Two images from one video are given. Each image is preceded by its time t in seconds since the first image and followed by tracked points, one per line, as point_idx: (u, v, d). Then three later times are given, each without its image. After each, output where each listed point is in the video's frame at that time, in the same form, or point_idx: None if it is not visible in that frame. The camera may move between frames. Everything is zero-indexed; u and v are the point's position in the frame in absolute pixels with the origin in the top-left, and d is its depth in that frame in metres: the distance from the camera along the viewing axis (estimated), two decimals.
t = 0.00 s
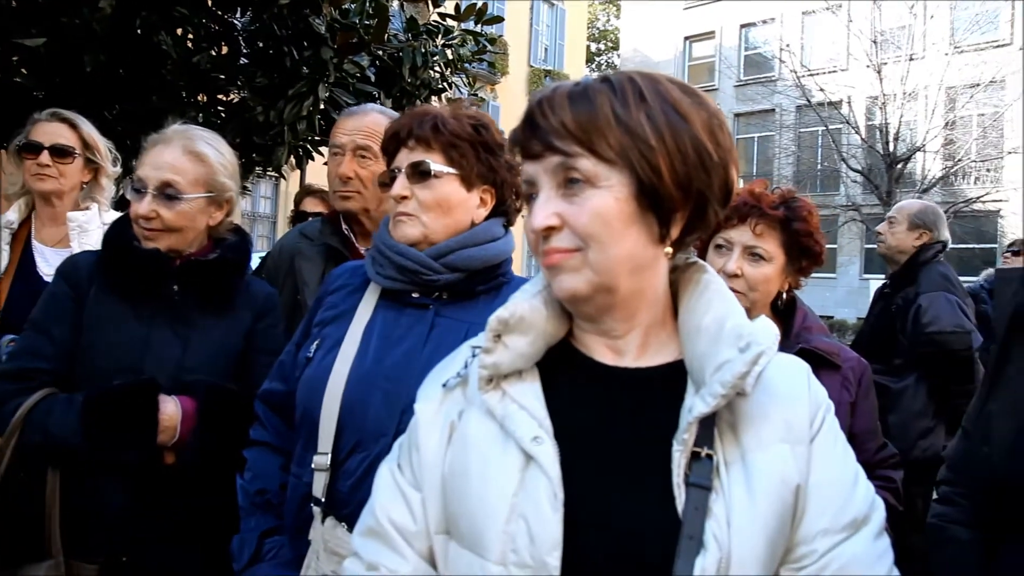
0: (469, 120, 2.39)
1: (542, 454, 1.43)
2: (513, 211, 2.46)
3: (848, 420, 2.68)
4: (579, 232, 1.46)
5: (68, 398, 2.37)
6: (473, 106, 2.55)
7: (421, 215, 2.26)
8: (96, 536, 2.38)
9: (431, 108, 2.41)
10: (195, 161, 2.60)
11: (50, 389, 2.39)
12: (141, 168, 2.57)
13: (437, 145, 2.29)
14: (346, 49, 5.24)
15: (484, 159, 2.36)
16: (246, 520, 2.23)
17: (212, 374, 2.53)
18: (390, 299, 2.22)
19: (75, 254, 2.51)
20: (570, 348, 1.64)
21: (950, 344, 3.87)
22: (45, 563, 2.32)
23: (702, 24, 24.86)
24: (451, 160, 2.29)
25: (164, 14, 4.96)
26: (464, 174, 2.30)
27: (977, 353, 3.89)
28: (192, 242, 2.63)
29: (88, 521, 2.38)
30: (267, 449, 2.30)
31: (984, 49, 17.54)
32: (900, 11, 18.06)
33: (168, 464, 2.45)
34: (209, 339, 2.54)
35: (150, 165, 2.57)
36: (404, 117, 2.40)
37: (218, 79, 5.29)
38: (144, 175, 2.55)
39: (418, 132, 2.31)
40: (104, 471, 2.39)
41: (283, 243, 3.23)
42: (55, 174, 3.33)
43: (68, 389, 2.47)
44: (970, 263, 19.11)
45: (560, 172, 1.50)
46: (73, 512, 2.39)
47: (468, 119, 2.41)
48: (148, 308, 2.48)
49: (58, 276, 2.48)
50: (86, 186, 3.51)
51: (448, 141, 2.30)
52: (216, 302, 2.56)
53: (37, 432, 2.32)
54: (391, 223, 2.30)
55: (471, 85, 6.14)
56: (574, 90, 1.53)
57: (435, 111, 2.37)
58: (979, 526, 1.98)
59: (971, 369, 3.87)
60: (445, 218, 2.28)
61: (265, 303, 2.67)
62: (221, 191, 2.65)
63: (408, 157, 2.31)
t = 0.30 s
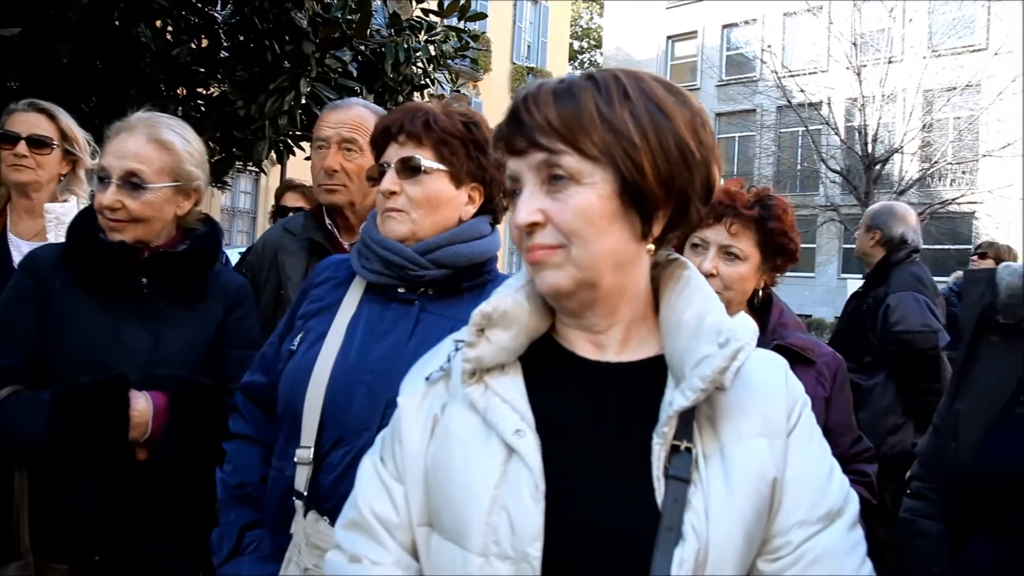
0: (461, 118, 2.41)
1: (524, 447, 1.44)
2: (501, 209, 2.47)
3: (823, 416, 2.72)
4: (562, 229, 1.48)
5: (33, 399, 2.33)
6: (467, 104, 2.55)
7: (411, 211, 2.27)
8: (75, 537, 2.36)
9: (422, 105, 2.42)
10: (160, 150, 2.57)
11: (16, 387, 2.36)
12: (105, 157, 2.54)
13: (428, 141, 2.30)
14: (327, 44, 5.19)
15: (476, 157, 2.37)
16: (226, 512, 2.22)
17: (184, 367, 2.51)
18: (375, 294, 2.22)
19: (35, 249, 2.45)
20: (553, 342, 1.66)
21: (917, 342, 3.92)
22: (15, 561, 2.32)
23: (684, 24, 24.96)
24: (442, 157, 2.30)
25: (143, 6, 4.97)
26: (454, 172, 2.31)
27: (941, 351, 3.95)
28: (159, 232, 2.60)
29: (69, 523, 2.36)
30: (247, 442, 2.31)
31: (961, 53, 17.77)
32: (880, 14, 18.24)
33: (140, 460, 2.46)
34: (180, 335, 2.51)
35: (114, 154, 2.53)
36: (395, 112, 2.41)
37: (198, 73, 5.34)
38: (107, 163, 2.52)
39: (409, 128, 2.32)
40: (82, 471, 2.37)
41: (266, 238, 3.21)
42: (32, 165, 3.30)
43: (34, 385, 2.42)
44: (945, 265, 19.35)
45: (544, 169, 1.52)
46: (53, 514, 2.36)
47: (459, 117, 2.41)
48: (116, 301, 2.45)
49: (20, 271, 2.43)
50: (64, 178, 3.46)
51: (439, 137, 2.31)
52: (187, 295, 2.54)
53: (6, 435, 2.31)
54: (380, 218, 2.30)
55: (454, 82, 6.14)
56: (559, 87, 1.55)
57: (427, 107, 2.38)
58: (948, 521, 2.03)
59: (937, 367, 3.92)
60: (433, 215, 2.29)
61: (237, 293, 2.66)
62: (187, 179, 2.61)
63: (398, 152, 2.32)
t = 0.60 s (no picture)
0: (438, 115, 2.42)
1: (503, 444, 1.47)
2: (478, 205, 2.50)
3: (796, 414, 2.76)
4: (540, 230, 1.51)
5: None
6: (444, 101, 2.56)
7: (388, 208, 2.29)
8: (75, 537, 2.36)
9: (398, 102, 2.42)
10: (121, 140, 2.47)
11: None
12: (62, 148, 2.44)
13: (405, 138, 2.31)
14: (308, 39, 5.22)
15: (452, 153, 2.39)
16: (203, 512, 2.23)
17: (147, 362, 2.45)
18: (354, 292, 2.24)
19: None
20: (532, 341, 1.68)
21: (869, 338, 3.98)
22: None
23: (663, 24, 25.07)
24: (418, 154, 2.32)
25: None
26: (430, 168, 2.33)
27: (896, 347, 3.99)
28: (120, 225, 2.50)
29: (69, 523, 2.35)
30: (223, 440, 2.31)
31: (934, 58, 18.04)
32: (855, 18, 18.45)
33: (103, 458, 2.41)
34: (142, 330, 2.45)
35: (71, 145, 2.44)
36: (371, 109, 2.41)
37: (176, 65, 5.32)
38: (65, 154, 2.42)
39: (385, 125, 2.33)
40: (82, 472, 2.38)
41: (247, 234, 3.22)
42: (8, 152, 2.98)
43: None
44: (917, 266, 19.63)
45: (524, 169, 1.54)
46: (53, 514, 2.33)
47: (435, 114, 2.43)
48: (77, 296, 2.39)
49: None
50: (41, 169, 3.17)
51: (415, 134, 2.32)
52: (150, 287, 2.48)
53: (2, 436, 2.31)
54: (357, 215, 2.32)
55: (433, 79, 6.14)
56: (541, 89, 1.57)
57: (404, 104, 2.39)
58: (914, 517, 2.10)
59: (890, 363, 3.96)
60: (410, 211, 2.31)
61: (202, 285, 2.60)
62: (150, 170, 2.52)
63: (374, 150, 2.34)
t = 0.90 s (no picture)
0: (416, 113, 2.44)
1: (487, 442, 1.49)
2: (457, 205, 2.53)
3: (776, 415, 2.81)
4: (524, 233, 1.53)
5: None
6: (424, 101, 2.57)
7: (369, 206, 2.30)
8: (75, 537, 2.38)
9: (377, 100, 2.43)
10: (87, 134, 2.41)
11: None
12: (24, 142, 2.36)
13: (384, 136, 2.32)
14: (290, 39, 5.22)
15: (431, 152, 2.41)
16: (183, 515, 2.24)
17: (114, 360, 2.43)
18: (335, 292, 2.25)
19: None
20: (514, 341, 1.70)
21: (833, 339, 4.07)
22: None
23: (645, 28, 25.21)
24: (398, 153, 2.33)
25: None
26: (410, 167, 2.35)
27: (859, 349, 4.04)
28: (85, 222, 2.45)
29: (69, 523, 2.37)
30: (202, 441, 2.32)
31: (911, 66, 18.28)
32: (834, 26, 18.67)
33: (69, 458, 2.38)
34: (108, 330, 2.43)
35: (34, 139, 2.36)
36: (351, 109, 2.41)
37: (157, 63, 5.28)
38: (28, 149, 2.35)
39: (365, 124, 2.34)
40: (83, 472, 2.40)
41: (226, 234, 3.20)
42: None
43: None
44: (893, 270, 19.88)
45: (510, 171, 1.57)
46: (53, 514, 2.35)
47: (414, 113, 2.44)
48: (44, 295, 2.37)
49: None
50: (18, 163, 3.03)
51: (394, 133, 2.33)
52: (120, 285, 2.47)
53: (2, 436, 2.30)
54: (337, 214, 2.33)
55: (415, 80, 6.15)
56: (527, 93, 1.60)
57: (384, 104, 2.39)
58: (888, 516, 2.14)
59: (852, 365, 4.02)
60: (391, 210, 2.32)
61: (169, 282, 2.58)
62: (116, 166, 2.47)
63: (354, 149, 2.34)
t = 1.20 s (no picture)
0: (394, 107, 2.44)
1: (472, 435, 1.50)
2: (438, 198, 2.54)
3: (758, 411, 2.83)
4: (509, 228, 1.54)
5: None
6: (402, 95, 2.58)
7: (349, 201, 2.30)
8: (75, 537, 2.36)
9: (356, 95, 2.43)
10: (53, 126, 2.33)
11: None
12: None
13: (364, 131, 2.33)
14: (272, 35, 5.22)
15: (411, 146, 2.42)
16: (165, 516, 2.24)
17: (88, 359, 2.36)
18: (317, 288, 2.25)
19: None
20: (498, 336, 1.71)
21: (812, 339, 4.12)
22: None
23: (628, 27, 25.28)
24: (378, 147, 2.33)
25: None
26: (390, 161, 2.35)
27: (836, 348, 4.10)
28: (49, 217, 2.36)
29: (69, 524, 2.35)
30: (184, 442, 2.31)
31: (891, 66, 18.48)
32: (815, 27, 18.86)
33: (39, 457, 2.33)
34: (80, 328, 2.36)
35: None
36: (328, 104, 2.42)
37: (136, 58, 5.23)
38: None
39: (344, 119, 2.34)
40: (82, 472, 2.40)
41: (203, 230, 3.21)
42: None
43: None
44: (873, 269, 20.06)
45: (496, 166, 1.57)
46: (53, 514, 2.32)
47: (393, 107, 2.45)
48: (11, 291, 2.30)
49: None
50: None
51: (374, 127, 2.34)
52: (85, 280, 2.38)
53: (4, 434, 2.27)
54: (318, 209, 2.32)
55: (399, 77, 6.14)
56: (513, 88, 1.60)
57: (363, 99, 2.40)
58: (867, 509, 2.18)
59: (830, 364, 4.08)
60: (372, 204, 2.32)
61: (140, 280, 2.51)
62: (83, 159, 2.37)
63: (332, 144, 2.34)
